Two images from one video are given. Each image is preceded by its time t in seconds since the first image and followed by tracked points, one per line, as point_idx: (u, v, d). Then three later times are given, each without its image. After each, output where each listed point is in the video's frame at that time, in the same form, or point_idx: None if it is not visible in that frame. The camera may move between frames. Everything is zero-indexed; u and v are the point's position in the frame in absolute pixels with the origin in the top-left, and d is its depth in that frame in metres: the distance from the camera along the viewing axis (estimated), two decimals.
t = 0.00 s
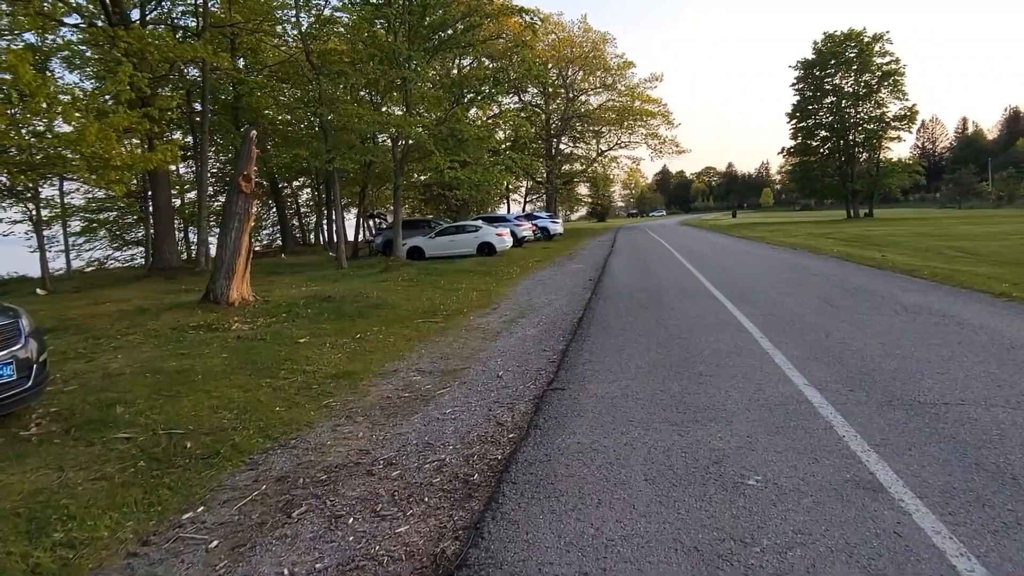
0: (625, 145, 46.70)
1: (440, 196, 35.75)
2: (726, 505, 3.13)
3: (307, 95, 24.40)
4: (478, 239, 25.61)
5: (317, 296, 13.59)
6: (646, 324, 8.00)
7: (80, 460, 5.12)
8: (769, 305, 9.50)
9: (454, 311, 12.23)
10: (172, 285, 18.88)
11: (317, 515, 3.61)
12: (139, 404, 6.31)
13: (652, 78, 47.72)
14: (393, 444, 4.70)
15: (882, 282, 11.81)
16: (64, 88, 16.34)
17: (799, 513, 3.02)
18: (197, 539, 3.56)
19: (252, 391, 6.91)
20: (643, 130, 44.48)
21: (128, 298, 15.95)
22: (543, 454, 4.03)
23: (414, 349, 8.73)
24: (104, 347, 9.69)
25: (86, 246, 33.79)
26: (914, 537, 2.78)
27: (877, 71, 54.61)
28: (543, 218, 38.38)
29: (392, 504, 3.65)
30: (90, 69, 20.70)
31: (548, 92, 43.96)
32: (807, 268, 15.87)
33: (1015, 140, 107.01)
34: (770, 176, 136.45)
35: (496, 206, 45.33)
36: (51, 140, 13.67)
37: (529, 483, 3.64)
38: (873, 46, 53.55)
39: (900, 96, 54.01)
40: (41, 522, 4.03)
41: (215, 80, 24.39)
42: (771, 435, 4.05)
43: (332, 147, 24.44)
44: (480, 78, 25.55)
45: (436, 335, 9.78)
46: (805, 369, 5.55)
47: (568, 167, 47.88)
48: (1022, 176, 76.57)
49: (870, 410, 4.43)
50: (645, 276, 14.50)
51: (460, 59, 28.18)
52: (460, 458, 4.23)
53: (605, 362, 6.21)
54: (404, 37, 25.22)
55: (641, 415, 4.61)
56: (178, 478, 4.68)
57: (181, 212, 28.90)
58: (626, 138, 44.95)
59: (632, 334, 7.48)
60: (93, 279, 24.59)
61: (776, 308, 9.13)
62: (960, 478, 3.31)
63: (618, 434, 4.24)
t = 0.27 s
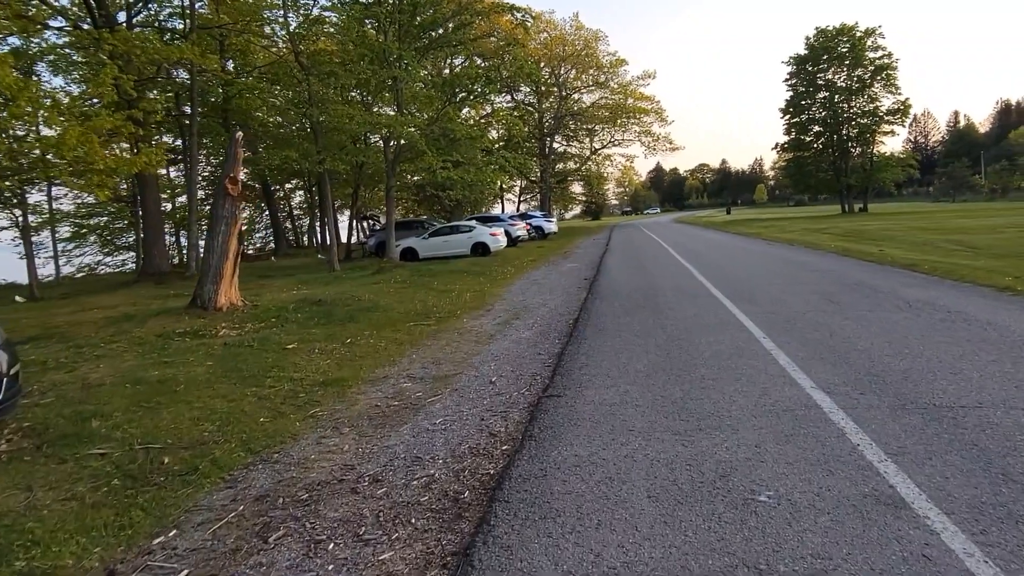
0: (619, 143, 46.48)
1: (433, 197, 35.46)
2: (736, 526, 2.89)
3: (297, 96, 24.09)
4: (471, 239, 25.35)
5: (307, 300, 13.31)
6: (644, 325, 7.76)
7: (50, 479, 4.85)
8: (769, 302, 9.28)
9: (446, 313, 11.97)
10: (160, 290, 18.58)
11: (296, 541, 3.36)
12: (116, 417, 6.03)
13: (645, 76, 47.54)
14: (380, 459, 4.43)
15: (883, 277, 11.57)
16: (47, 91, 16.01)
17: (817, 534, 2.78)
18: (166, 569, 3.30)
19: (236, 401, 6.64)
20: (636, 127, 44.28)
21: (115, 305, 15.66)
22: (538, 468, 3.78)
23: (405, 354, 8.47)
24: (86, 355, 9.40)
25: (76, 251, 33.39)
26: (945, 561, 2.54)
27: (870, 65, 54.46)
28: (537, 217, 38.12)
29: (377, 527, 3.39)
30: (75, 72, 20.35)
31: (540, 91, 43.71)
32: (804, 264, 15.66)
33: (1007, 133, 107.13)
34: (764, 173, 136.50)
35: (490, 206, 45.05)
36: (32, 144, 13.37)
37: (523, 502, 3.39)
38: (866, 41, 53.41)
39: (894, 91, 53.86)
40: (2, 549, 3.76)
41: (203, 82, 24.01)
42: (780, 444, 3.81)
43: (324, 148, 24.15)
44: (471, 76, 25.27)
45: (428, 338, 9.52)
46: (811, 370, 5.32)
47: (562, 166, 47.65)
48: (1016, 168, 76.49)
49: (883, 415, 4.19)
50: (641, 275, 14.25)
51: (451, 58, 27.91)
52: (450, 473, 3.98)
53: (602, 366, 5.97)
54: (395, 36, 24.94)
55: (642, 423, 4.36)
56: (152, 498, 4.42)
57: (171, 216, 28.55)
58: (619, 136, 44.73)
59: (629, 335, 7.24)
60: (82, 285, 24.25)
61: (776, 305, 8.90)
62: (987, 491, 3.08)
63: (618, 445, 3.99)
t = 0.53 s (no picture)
0: (614, 142, 46.26)
1: (427, 198, 35.20)
2: (748, 557, 2.63)
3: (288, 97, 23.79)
4: (466, 240, 25.07)
5: (297, 304, 13.02)
6: (642, 329, 7.49)
7: (14, 501, 4.56)
8: (770, 303, 9.02)
9: (439, 317, 11.70)
10: (149, 295, 18.26)
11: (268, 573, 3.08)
12: (90, 432, 5.75)
13: (640, 75, 47.34)
14: (363, 477, 4.16)
15: (885, 276, 11.33)
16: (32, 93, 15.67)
17: (838, 567, 2.52)
18: None
19: (217, 413, 6.36)
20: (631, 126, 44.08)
21: (102, 311, 15.32)
22: (532, 489, 3.52)
23: (396, 361, 8.20)
24: (66, 365, 9.10)
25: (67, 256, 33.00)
26: None
27: (865, 62, 54.34)
28: (533, 217, 37.85)
29: (356, 557, 3.12)
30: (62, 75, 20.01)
31: (535, 91, 43.48)
32: (803, 263, 15.41)
33: (1002, 129, 107.20)
34: (759, 171, 136.52)
35: (485, 206, 44.78)
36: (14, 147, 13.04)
37: (515, 528, 3.12)
38: (861, 38, 53.29)
39: (889, 88, 53.73)
40: None
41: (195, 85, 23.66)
42: (790, 460, 3.55)
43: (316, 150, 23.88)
44: (464, 76, 25.01)
45: (420, 344, 9.24)
46: (818, 376, 5.07)
47: (557, 166, 47.39)
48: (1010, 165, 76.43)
49: (899, 427, 3.94)
50: (638, 276, 14.00)
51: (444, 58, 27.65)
52: (437, 494, 3.71)
53: (599, 373, 5.70)
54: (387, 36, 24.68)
55: (642, 437, 4.10)
56: (120, 521, 4.13)
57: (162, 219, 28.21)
58: (614, 135, 44.50)
59: (627, 339, 6.98)
60: (72, 290, 23.90)
61: (778, 306, 8.64)
62: (1021, 514, 2.82)
63: (617, 462, 3.73)
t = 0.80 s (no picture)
0: (613, 140, 46.03)
1: (425, 197, 34.94)
2: None
3: (283, 95, 23.52)
4: (463, 239, 24.81)
5: (290, 306, 12.76)
6: (643, 332, 7.23)
7: None
8: (774, 304, 8.78)
9: (435, 318, 11.44)
10: (141, 296, 17.98)
11: None
12: (65, 443, 5.48)
13: (638, 73, 47.12)
14: (349, 495, 3.89)
15: (890, 276, 11.08)
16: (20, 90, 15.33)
17: None
18: None
19: (201, 422, 6.09)
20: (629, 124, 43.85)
21: (92, 312, 15.04)
22: (528, 511, 3.26)
23: (389, 365, 7.93)
24: (50, 369, 8.84)
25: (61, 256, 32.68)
26: None
27: (864, 60, 54.10)
28: (531, 216, 37.60)
29: None
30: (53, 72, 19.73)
31: (533, 89, 43.21)
32: (804, 262, 15.16)
33: (1001, 127, 107.10)
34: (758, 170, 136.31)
35: (483, 205, 44.51)
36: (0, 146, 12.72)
37: (510, 557, 2.86)
38: (860, 36, 53.07)
39: (888, 86, 53.49)
40: None
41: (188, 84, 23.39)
42: (807, 479, 3.29)
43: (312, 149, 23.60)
44: (461, 74, 24.74)
45: (414, 347, 8.98)
46: (831, 384, 4.82)
47: (556, 165, 47.14)
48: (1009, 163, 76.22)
49: (921, 441, 3.69)
50: (638, 276, 13.75)
51: (441, 56, 27.39)
52: (426, 515, 3.45)
53: (600, 381, 5.44)
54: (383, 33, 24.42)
55: (645, 452, 3.85)
56: (89, 542, 3.87)
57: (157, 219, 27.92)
58: (613, 134, 44.26)
59: (628, 343, 6.72)
60: (64, 291, 23.61)
61: (783, 307, 8.40)
62: None
63: (620, 481, 3.47)
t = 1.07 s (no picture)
0: (611, 140, 45.78)
1: (422, 198, 34.69)
2: None
3: (278, 94, 23.23)
4: (461, 240, 24.54)
5: (283, 309, 12.48)
6: (646, 336, 6.97)
7: None
8: (780, 305, 8.52)
9: (431, 321, 11.17)
10: (134, 298, 17.68)
11: None
12: (39, 457, 5.21)
13: (637, 72, 46.89)
14: (334, 517, 3.61)
15: (897, 275, 10.83)
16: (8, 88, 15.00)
17: None
18: None
19: (184, 432, 5.81)
20: (628, 124, 43.64)
21: (82, 314, 14.74)
22: (526, 538, 2.98)
23: (383, 370, 7.66)
24: (32, 375, 8.55)
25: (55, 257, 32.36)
26: None
27: (864, 59, 53.87)
28: (529, 216, 37.35)
29: None
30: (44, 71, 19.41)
31: (531, 88, 42.94)
32: (807, 262, 14.90)
33: (999, 126, 106.99)
34: (757, 169, 136.16)
35: (481, 205, 44.24)
36: None
37: None
38: (859, 34, 52.84)
39: (888, 84, 53.27)
40: None
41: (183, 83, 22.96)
42: (831, 501, 3.03)
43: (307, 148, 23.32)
44: (459, 72, 24.50)
45: (409, 351, 8.71)
46: (847, 393, 4.56)
47: (554, 165, 46.87)
48: (1008, 161, 76.04)
49: (951, 456, 3.42)
50: (638, 277, 13.49)
51: (439, 55, 27.14)
52: (416, 541, 3.17)
53: (602, 389, 5.17)
54: (379, 32, 24.16)
55: (653, 469, 3.57)
56: (53, 568, 3.59)
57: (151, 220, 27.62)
58: (611, 133, 44.00)
59: (630, 348, 6.45)
60: (57, 293, 23.29)
61: (789, 308, 8.14)
62: None
63: (627, 503, 3.19)
